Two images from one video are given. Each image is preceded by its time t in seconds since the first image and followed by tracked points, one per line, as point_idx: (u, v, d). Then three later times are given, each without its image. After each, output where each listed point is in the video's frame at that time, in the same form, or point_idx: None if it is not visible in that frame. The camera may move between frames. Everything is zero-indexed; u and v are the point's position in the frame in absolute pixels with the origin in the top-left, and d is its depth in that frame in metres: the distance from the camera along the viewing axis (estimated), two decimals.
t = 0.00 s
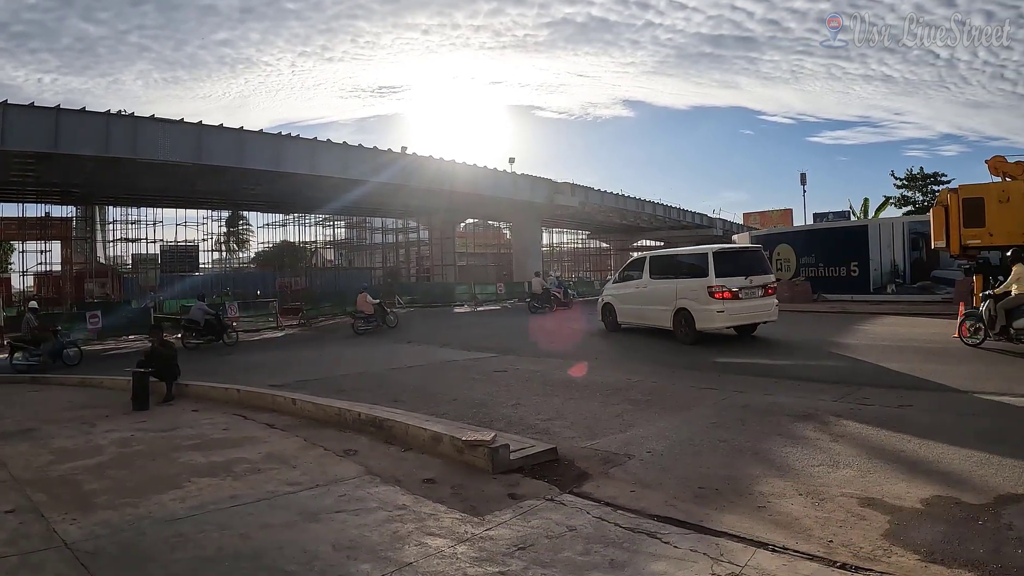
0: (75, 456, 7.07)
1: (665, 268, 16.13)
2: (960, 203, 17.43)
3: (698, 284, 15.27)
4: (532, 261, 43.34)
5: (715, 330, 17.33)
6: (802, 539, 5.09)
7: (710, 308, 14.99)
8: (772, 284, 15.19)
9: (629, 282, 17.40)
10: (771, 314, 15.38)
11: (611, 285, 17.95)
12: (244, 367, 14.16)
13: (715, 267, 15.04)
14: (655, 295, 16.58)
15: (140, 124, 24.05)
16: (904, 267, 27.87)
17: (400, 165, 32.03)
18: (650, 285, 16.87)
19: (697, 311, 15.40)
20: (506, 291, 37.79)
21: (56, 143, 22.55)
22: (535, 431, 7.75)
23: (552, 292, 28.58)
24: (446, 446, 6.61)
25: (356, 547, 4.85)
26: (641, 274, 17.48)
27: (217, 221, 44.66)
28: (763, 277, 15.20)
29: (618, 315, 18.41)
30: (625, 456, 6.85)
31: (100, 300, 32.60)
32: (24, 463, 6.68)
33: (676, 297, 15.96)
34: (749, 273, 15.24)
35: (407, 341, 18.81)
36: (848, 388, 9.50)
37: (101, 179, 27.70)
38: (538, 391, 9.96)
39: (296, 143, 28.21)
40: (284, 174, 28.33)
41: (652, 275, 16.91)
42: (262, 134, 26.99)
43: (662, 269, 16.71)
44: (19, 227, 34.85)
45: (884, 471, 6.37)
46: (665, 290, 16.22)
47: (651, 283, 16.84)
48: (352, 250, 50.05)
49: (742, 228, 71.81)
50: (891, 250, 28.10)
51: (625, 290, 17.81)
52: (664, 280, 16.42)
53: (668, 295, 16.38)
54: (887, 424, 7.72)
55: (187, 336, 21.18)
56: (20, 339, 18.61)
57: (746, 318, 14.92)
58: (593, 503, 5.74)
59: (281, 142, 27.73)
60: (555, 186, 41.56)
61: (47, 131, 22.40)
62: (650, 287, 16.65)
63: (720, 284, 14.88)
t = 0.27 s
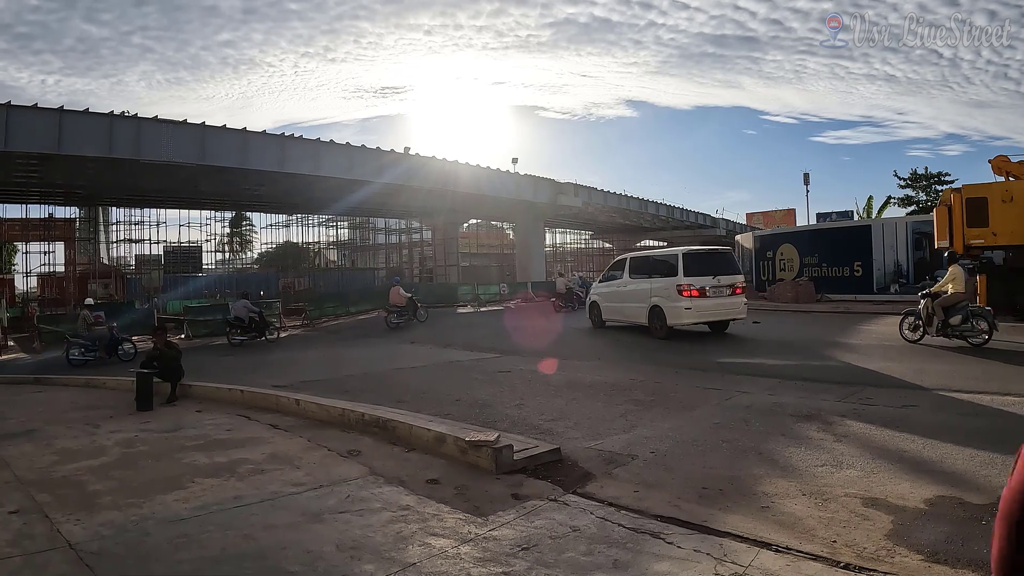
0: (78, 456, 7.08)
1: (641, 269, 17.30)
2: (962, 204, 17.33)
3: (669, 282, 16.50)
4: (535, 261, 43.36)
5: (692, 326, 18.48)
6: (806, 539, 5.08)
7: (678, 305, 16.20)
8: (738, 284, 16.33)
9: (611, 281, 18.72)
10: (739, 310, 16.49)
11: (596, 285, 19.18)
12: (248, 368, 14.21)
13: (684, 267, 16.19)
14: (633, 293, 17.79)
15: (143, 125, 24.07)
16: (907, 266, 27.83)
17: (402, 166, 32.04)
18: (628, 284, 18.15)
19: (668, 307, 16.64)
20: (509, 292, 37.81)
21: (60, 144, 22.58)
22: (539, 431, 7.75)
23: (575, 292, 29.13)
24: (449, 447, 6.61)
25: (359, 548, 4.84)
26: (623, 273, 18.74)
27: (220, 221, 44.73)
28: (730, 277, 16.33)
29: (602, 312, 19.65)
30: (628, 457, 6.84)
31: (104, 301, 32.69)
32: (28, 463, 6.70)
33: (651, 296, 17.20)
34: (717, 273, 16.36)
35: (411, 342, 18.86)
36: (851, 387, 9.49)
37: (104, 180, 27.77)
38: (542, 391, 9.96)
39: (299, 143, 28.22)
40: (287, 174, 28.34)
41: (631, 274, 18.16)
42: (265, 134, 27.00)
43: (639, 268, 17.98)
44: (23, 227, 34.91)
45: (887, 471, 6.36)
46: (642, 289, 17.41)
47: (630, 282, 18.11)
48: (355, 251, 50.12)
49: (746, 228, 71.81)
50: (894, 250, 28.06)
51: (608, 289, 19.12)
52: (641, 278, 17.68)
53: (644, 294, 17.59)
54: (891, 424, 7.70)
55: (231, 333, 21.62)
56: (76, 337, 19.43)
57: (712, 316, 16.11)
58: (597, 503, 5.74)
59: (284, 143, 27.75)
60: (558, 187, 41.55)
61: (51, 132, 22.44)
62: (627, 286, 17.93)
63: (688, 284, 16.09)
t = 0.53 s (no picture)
0: (82, 457, 7.10)
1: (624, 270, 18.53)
2: (966, 204, 17.31)
3: (647, 282, 17.73)
4: (538, 261, 43.37)
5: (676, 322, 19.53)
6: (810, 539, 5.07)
7: (655, 303, 17.42)
8: (712, 284, 17.47)
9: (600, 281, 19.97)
10: (714, 308, 17.60)
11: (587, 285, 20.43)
12: (252, 368, 14.24)
13: (661, 268, 17.37)
14: (619, 292, 19.03)
15: (147, 126, 24.11)
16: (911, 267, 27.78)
17: (406, 167, 32.05)
18: (615, 283, 19.37)
19: (647, 306, 17.87)
20: (512, 292, 37.83)
21: (64, 145, 22.63)
22: (543, 432, 7.75)
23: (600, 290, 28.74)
24: (453, 447, 6.61)
25: (363, 548, 4.85)
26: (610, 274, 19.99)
27: (223, 222, 44.76)
28: (704, 278, 17.47)
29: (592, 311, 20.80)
30: (632, 457, 6.83)
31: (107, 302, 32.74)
32: (33, 464, 6.71)
33: (633, 295, 18.36)
34: (692, 273, 17.51)
35: (414, 342, 18.87)
36: (856, 388, 9.48)
37: (108, 181, 27.83)
38: (546, 391, 9.97)
39: (303, 145, 28.23)
40: (291, 175, 28.36)
41: (618, 275, 19.37)
42: (269, 135, 27.02)
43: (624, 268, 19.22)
44: (27, 228, 34.97)
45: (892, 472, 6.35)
46: (625, 288, 18.68)
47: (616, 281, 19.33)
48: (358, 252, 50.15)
49: (749, 228, 71.71)
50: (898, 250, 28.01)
51: (599, 288, 20.37)
52: (625, 278, 18.92)
53: (627, 294, 18.79)
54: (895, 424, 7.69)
55: (279, 330, 22.15)
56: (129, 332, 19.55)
57: (687, 313, 17.30)
58: (601, 503, 5.73)
59: (288, 144, 27.76)
60: (561, 187, 41.53)
61: (54, 133, 22.48)
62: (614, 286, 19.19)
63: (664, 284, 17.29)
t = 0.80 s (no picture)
0: (87, 457, 7.12)
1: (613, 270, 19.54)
2: (971, 203, 17.28)
3: (632, 282, 18.73)
4: (543, 261, 43.40)
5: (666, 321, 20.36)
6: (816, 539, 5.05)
7: (638, 302, 18.38)
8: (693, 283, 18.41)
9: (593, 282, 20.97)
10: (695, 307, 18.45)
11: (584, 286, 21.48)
12: (259, 369, 14.27)
13: (645, 268, 18.33)
14: (609, 292, 19.99)
15: (152, 127, 24.17)
16: (916, 266, 27.73)
17: (410, 167, 32.08)
18: (607, 284, 20.32)
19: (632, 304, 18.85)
20: (517, 293, 37.86)
21: (69, 146, 22.68)
22: (548, 432, 7.75)
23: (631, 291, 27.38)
24: (458, 447, 6.61)
25: (368, 548, 4.85)
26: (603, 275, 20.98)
27: (228, 223, 44.83)
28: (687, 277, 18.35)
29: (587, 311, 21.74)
30: (637, 457, 6.83)
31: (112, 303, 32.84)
32: (39, 464, 6.74)
33: (620, 293, 19.36)
34: (675, 273, 18.43)
35: (419, 342, 18.89)
36: (861, 388, 9.47)
37: (113, 182, 27.89)
38: (552, 391, 9.96)
39: (308, 145, 28.25)
40: (295, 176, 28.39)
41: (609, 275, 20.35)
42: (274, 136, 27.04)
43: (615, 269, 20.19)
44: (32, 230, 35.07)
45: (897, 472, 6.33)
46: (614, 288, 19.68)
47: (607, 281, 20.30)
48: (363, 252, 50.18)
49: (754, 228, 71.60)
50: (903, 250, 27.96)
51: (593, 289, 21.38)
52: (615, 279, 19.87)
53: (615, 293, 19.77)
54: (902, 424, 7.67)
55: (320, 328, 22.87)
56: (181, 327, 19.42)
57: (670, 311, 18.20)
58: (606, 503, 5.73)
59: (292, 144, 27.77)
60: (566, 187, 41.51)
61: (60, 134, 22.53)
62: (605, 285, 20.16)
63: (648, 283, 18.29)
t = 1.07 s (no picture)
0: (93, 457, 7.13)
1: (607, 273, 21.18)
2: (977, 202, 17.24)
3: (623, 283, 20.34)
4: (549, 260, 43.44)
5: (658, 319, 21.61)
6: (821, 540, 5.04)
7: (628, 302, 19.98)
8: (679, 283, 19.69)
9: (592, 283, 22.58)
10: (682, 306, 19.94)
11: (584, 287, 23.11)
12: (267, 369, 14.30)
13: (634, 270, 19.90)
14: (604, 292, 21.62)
15: (158, 128, 24.24)
16: (922, 266, 27.68)
17: (416, 168, 32.11)
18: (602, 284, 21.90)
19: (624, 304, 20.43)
20: (523, 293, 37.90)
21: (75, 147, 22.73)
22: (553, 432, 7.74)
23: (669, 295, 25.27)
24: (464, 448, 6.61)
25: (373, 548, 4.85)
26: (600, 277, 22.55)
27: (234, 224, 44.92)
28: (674, 279, 19.87)
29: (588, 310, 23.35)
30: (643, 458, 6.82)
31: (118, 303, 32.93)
32: (46, 464, 6.75)
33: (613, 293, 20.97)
34: (663, 275, 19.94)
35: (426, 343, 18.92)
36: (867, 388, 9.47)
37: (119, 183, 27.94)
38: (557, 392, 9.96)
39: (313, 146, 28.28)
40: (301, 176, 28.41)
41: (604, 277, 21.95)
42: (279, 136, 27.07)
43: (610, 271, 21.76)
44: (39, 230, 35.18)
45: (903, 472, 6.32)
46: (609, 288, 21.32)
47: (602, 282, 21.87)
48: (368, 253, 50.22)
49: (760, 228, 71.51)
50: (909, 250, 27.91)
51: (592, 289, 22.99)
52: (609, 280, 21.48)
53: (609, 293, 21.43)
54: (908, 424, 7.66)
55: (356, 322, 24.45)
56: (229, 326, 19.26)
57: (657, 310, 19.77)
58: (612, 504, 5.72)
59: (297, 145, 27.79)
60: (571, 187, 41.51)
61: (65, 135, 22.59)
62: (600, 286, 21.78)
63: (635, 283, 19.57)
